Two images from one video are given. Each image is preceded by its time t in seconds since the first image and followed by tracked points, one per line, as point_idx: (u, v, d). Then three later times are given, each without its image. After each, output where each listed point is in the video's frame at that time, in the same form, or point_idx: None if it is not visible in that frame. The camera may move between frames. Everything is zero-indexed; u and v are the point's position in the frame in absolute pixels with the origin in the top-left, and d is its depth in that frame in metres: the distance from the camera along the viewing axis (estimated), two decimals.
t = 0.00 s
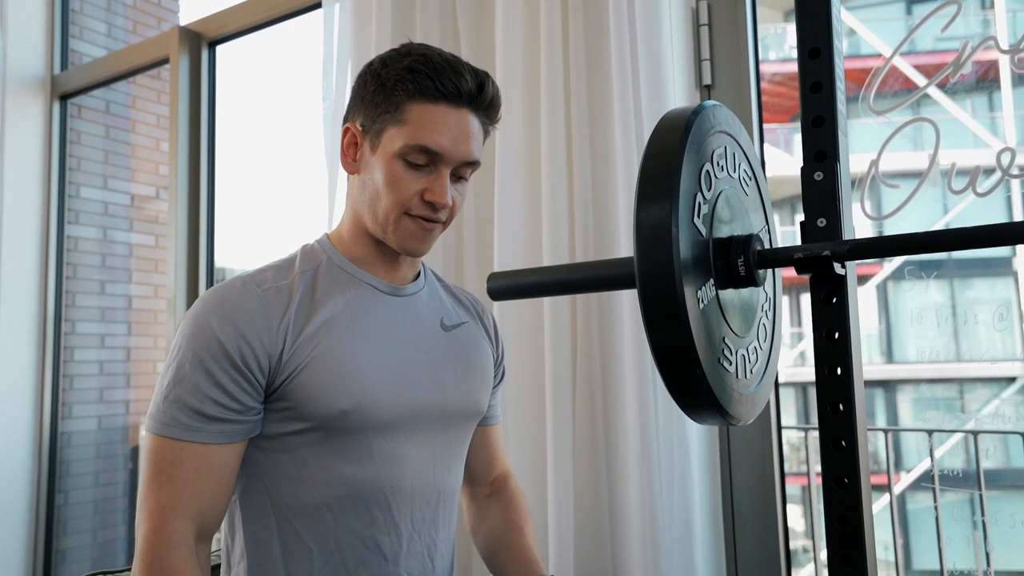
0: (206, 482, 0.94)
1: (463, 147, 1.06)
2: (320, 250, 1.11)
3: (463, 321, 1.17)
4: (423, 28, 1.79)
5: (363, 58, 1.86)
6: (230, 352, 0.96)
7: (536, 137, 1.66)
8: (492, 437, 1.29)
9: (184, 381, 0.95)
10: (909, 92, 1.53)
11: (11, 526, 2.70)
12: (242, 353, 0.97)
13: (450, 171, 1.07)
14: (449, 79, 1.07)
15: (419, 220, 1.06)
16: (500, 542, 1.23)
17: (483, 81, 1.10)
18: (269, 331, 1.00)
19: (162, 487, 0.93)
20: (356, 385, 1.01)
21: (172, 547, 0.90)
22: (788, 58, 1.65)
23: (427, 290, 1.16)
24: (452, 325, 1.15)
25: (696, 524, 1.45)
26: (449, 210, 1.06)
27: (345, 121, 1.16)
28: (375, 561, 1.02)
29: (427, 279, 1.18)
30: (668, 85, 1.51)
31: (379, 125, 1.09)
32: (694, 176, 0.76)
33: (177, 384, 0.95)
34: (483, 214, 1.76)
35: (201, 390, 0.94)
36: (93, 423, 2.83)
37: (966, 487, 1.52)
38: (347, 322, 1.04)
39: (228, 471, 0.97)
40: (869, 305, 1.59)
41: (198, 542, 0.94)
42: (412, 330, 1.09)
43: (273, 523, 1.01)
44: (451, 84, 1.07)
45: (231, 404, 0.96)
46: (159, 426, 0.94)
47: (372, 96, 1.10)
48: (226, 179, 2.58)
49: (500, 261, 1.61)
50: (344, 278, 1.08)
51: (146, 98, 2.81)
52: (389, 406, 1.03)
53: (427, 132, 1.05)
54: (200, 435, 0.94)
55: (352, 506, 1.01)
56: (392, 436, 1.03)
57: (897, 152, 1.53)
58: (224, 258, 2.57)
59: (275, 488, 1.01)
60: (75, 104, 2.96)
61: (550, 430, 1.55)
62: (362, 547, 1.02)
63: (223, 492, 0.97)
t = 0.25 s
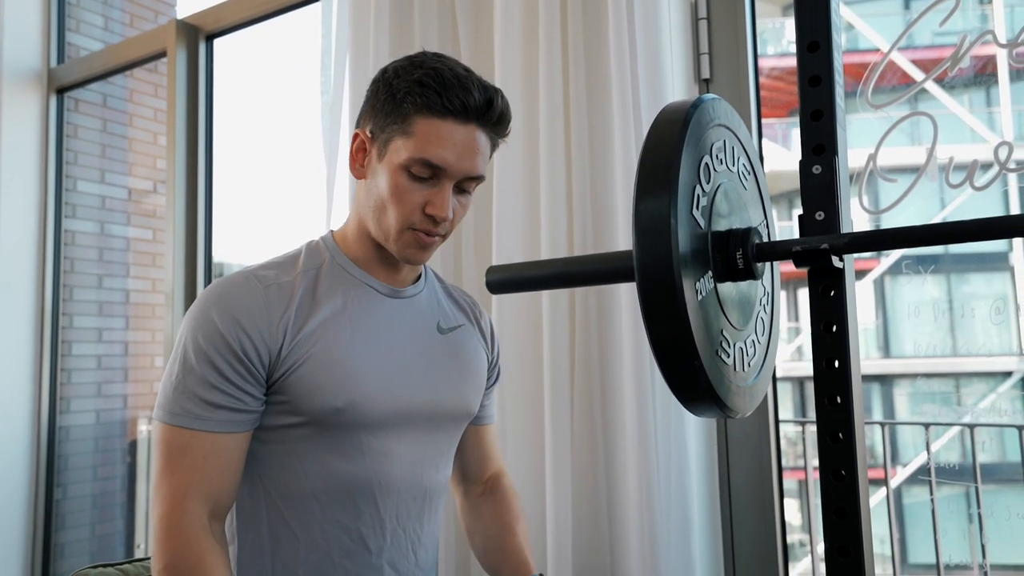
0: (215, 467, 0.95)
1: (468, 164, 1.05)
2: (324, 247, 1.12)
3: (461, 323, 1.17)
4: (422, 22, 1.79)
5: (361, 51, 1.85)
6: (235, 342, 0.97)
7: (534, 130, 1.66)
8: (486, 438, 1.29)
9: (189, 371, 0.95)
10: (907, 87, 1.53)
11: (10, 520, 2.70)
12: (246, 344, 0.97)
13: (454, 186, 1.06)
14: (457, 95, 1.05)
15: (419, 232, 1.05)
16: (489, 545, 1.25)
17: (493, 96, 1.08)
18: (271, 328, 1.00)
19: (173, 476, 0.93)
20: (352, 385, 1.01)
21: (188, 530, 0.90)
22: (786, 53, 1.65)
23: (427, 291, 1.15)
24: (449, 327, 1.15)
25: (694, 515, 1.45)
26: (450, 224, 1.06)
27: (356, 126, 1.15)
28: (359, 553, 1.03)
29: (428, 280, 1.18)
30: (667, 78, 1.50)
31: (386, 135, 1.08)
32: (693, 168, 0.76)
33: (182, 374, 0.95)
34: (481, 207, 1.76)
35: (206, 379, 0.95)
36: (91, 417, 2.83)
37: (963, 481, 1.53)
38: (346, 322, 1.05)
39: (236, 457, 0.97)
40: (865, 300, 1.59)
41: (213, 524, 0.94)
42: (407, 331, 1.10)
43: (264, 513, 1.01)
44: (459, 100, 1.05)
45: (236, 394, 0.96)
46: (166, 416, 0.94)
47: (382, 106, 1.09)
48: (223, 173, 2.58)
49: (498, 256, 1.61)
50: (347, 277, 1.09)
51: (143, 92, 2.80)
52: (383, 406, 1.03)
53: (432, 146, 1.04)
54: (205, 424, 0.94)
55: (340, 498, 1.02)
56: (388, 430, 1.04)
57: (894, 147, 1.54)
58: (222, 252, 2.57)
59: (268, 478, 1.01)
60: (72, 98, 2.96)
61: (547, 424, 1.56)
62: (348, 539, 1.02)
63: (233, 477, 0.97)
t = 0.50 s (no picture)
0: (225, 459, 0.95)
1: (477, 170, 1.05)
2: (333, 242, 1.11)
3: (464, 324, 1.17)
4: (419, 18, 1.79)
5: (359, 47, 1.85)
6: (247, 336, 0.97)
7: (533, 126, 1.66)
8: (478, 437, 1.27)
9: (201, 364, 0.96)
10: (905, 83, 1.53)
11: (9, 516, 2.70)
12: (258, 338, 0.97)
13: (462, 189, 1.06)
14: (469, 101, 1.05)
15: (426, 232, 1.06)
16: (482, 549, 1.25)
17: (504, 103, 1.07)
18: (282, 323, 1.00)
19: (183, 470, 0.93)
20: (359, 382, 1.02)
21: (202, 526, 0.92)
22: (784, 48, 1.65)
23: (432, 291, 1.15)
24: (452, 328, 1.15)
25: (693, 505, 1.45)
26: (456, 227, 1.06)
27: (368, 125, 1.15)
28: (358, 548, 1.03)
29: (433, 280, 1.17)
30: (665, 74, 1.51)
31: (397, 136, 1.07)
32: (693, 164, 0.76)
33: (194, 367, 0.96)
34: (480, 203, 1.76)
35: (218, 372, 0.95)
36: (89, 414, 2.83)
37: (959, 476, 1.54)
38: (354, 319, 1.05)
39: (245, 446, 0.97)
40: (863, 295, 1.60)
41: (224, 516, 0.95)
42: (412, 329, 1.10)
43: (267, 505, 1.02)
44: (470, 107, 1.04)
45: (248, 387, 0.96)
46: (177, 408, 0.95)
47: (394, 108, 1.09)
48: (221, 170, 2.57)
49: (497, 252, 1.61)
50: (355, 275, 1.08)
51: (140, 88, 2.79)
52: (388, 404, 1.03)
53: (443, 150, 1.03)
54: (216, 417, 0.95)
55: (342, 493, 1.02)
56: (392, 424, 1.04)
57: (892, 143, 1.53)
58: (221, 248, 2.57)
59: (272, 471, 1.02)
60: (69, 94, 2.95)
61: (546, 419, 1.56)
62: (347, 533, 1.03)
63: (242, 467, 0.98)
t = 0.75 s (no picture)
0: (234, 454, 0.95)
1: (482, 157, 1.05)
2: (342, 236, 1.11)
3: (464, 319, 1.18)
4: (417, 15, 1.79)
5: (356, 44, 1.85)
6: (263, 327, 0.97)
7: (531, 122, 1.66)
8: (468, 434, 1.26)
9: (214, 354, 0.95)
10: (902, 80, 1.53)
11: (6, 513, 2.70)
12: (274, 329, 0.97)
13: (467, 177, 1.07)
14: (473, 89, 1.05)
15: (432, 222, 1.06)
16: (477, 549, 1.25)
17: (507, 90, 1.08)
18: (296, 316, 1.00)
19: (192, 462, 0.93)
20: (372, 374, 1.02)
21: (209, 520, 0.92)
22: (781, 45, 1.65)
23: (435, 286, 1.16)
24: (455, 322, 1.16)
25: (689, 510, 1.48)
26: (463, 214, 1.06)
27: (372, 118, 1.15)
28: (369, 541, 1.04)
29: (434, 275, 1.18)
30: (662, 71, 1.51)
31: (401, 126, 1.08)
32: (691, 159, 0.77)
33: (206, 357, 0.95)
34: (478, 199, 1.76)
35: (233, 363, 0.95)
36: (86, 410, 2.83)
37: (954, 472, 1.54)
38: (366, 312, 1.05)
39: (253, 442, 0.97)
40: (859, 292, 1.60)
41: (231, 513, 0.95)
42: (418, 323, 1.10)
43: (278, 500, 1.01)
44: (474, 94, 1.05)
45: (260, 379, 0.97)
46: (187, 398, 0.94)
47: (398, 98, 1.09)
48: (218, 166, 2.57)
49: (495, 248, 1.62)
50: (365, 270, 1.08)
51: (136, 83, 2.79)
52: (400, 395, 1.04)
53: (448, 139, 1.04)
54: (228, 408, 0.94)
55: (355, 487, 1.02)
56: (393, 420, 1.05)
57: (887, 140, 1.54)
58: (218, 244, 2.57)
59: (272, 467, 1.02)
60: (65, 90, 2.95)
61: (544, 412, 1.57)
62: (355, 529, 1.03)
63: (250, 463, 0.97)
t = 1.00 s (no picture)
0: (236, 437, 0.95)
1: (454, 129, 1.09)
2: (339, 232, 1.12)
3: (464, 315, 1.18)
4: (413, 12, 1.79)
5: (352, 41, 1.85)
6: (258, 314, 0.97)
7: (527, 120, 1.66)
8: (477, 431, 1.27)
9: (213, 342, 0.95)
10: (897, 78, 1.54)
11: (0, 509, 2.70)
12: (270, 316, 0.98)
13: (444, 153, 1.10)
14: (438, 65, 1.11)
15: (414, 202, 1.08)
16: (492, 548, 1.26)
17: (475, 65, 1.13)
18: (292, 304, 1.00)
19: (194, 445, 0.93)
20: (364, 363, 1.02)
21: (211, 503, 0.91)
22: (776, 43, 1.66)
23: (433, 282, 1.16)
24: (453, 318, 1.16)
25: (685, 511, 1.48)
26: (442, 190, 1.08)
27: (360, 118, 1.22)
28: (365, 533, 1.03)
29: (434, 271, 1.18)
30: (659, 69, 1.51)
31: (380, 115, 1.14)
32: (687, 157, 0.77)
33: (205, 346, 0.95)
34: (474, 195, 1.76)
35: (231, 349, 0.95)
36: (80, 407, 2.83)
37: (947, 468, 1.55)
38: (360, 303, 1.05)
39: (254, 426, 0.97)
40: (853, 289, 1.61)
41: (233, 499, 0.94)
42: (415, 316, 1.10)
43: (274, 491, 1.01)
44: (439, 70, 1.10)
45: (259, 365, 0.97)
46: (188, 387, 0.94)
47: (376, 90, 1.16)
48: (214, 162, 2.57)
49: (491, 245, 1.62)
50: (360, 263, 1.09)
51: (130, 79, 2.78)
52: (393, 385, 1.04)
53: (417, 115, 1.08)
54: (228, 394, 0.94)
55: (350, 478, 1.02)
56: (389, 415, 1.05)
57: (882, 138, 1.55)
58: (213, 241, 2.56)
59: (269, 462, 1.02)
60: (59, 85, 2.94)
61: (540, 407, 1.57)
62: (353, 523, 1.03)
63: (252, 447, 0.97)
